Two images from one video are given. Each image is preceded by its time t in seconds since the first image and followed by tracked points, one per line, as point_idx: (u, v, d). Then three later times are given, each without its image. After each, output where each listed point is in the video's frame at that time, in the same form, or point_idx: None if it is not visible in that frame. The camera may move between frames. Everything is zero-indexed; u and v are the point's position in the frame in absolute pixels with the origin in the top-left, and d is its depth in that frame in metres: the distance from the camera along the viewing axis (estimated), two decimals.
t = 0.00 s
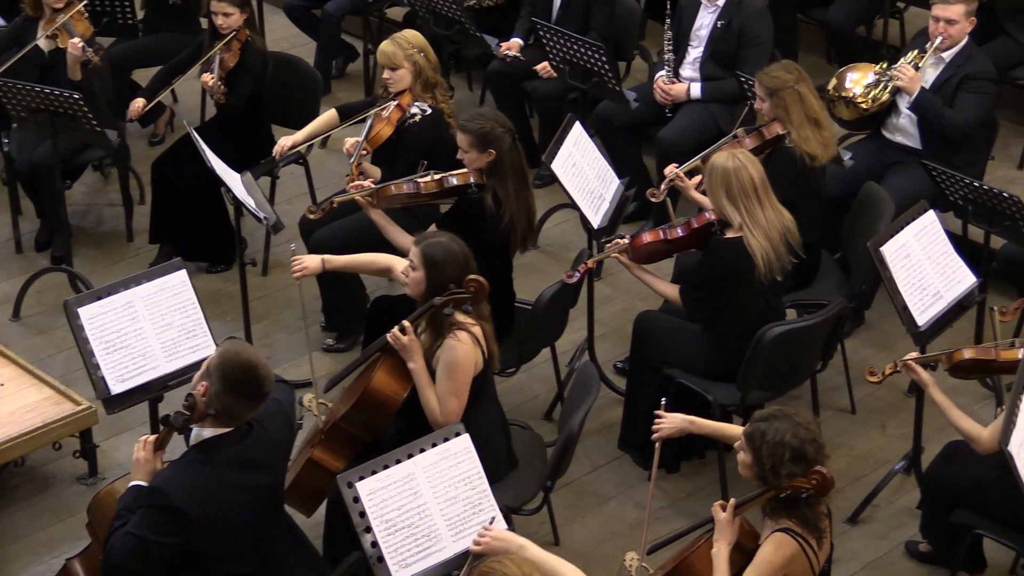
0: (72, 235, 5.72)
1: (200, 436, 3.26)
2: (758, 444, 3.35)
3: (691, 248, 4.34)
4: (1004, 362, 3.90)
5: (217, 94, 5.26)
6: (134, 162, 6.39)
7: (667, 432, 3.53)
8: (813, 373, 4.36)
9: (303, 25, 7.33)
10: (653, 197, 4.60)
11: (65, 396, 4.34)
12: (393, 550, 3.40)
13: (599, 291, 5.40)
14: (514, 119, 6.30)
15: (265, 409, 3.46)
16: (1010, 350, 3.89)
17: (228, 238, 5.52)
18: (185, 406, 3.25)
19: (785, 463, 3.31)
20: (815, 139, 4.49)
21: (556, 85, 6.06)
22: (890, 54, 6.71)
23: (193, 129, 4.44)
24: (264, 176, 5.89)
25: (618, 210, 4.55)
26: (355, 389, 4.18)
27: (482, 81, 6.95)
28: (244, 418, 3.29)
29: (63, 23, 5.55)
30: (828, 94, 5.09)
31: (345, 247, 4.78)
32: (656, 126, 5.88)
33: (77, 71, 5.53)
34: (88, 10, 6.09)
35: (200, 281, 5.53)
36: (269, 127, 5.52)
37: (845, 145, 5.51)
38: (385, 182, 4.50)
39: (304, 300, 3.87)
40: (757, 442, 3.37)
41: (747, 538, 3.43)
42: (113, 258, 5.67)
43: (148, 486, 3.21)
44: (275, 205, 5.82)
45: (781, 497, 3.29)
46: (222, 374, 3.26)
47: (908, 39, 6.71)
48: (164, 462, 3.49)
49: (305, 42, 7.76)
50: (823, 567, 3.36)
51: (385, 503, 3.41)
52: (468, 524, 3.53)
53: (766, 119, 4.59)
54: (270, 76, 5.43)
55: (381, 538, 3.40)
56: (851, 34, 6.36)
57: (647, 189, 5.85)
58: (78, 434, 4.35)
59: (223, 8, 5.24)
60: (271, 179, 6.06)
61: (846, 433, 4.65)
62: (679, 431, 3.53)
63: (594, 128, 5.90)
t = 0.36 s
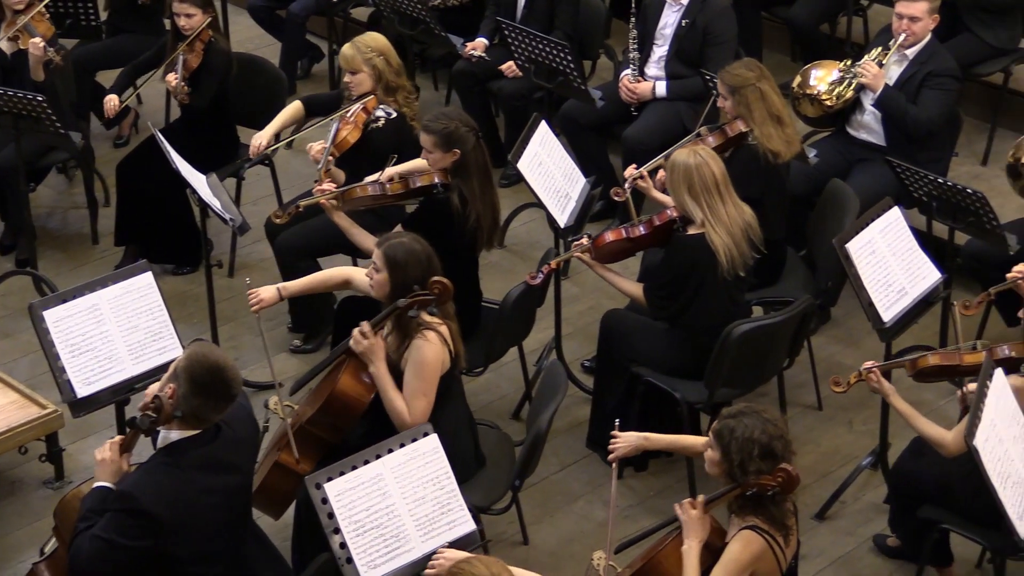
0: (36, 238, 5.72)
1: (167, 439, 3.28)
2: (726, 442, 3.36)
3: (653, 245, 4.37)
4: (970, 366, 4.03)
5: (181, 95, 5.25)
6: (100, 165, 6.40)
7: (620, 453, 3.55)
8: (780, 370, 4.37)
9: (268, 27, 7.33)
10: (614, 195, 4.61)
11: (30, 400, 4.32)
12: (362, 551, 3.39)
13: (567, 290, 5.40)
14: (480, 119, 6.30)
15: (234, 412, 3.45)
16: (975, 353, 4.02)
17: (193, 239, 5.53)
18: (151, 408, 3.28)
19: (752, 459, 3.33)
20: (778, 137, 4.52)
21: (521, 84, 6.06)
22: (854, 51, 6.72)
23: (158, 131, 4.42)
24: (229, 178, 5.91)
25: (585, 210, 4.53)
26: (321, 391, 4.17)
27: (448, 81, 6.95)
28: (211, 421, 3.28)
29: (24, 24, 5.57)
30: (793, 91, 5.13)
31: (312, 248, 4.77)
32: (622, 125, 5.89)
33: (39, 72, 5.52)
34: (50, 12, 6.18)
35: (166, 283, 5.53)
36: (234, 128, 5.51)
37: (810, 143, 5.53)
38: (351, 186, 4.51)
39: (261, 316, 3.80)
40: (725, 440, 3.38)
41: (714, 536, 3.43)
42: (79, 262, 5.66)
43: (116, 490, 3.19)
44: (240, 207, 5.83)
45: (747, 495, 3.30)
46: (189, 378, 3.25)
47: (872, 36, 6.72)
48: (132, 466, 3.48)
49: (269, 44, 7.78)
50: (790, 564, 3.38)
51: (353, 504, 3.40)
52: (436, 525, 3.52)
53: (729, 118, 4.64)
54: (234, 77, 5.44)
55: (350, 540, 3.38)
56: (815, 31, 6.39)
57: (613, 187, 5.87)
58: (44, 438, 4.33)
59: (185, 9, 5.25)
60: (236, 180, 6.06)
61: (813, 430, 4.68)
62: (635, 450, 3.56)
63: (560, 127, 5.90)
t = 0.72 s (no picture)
0: None
1: (126, 445, 3.26)
2: (688, 442, 3.37)
3: (609, 246, 4.40)
4: (927, 373, 4.09)
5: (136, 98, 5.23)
6: (58, 170, 6.41)
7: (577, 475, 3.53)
8: (740, 370, 4.38)
9: (226, 30, 7.33)
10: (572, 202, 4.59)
11: None
12: (325, 555, 3.37)
13: (528, 292, 5.40)
14: (439, 121, 6.32)
15: (193, 416, 3.43)
16: (932, 360, 4.08)
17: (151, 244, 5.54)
18: (111, 414, 3.26)
19: (713, 458, 3.34)
20: (733, 137, 4.60)
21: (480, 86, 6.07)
22: (811, 50, 6.74)
23: (116, 135, 4.40)
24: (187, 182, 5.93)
25: (545, 212, 4.53)
26: (281, 396, 4.16)
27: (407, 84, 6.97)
28: (172, 426, 3.28)
29: None
30: (752, 91, 5.17)
31: (271, 253, 4.77)
32: (581, 126, 5.91)
33: None
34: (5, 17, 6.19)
35: (125, 289, 5.53)
36: (192, 132, 5.50)
37: (769, 143, 5.55)
38: (306, 193, 4.49)
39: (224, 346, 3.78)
40: (685, 439, 3.39)
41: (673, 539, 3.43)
42: (38, 268, 5.64)
43: (76, 495, 3.17)
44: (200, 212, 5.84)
45: (708, 497, 3.30)
46: (150, 383, 3.24)
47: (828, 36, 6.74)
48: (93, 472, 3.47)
49: (226, 48, 7.79)
50: (751, 564, 3.38)
51: (315, 508, 3.37)
52: (399, 527, 3.51)
53: (683, 120, 4.73)
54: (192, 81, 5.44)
55: (312, 544, 3.36)
56: (772, 31, 6.42)
57: (571, 188, 5.89)
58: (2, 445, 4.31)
59: (139, 13, 5.22)
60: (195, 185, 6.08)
61: (773, 430, 4.70)
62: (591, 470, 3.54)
63: (520, 129, 5.90)
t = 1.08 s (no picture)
0: None
1: (86, 451, 3.22)
2: (645, 443, 3.36)
3: (568, 245, 4.41)
4: (885, 373, 4.08)
5: (89, 102, 5.26)
6: (14, 175, 6.39)
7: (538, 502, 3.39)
8: (700, 369, 4.39)
9: (183, 33, 7.32)
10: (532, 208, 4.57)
11: None
12: (287, 559, 3.35)
13: (488, 293, 5.41)
14: (397, 124, 6.36)
15: (152, 421, 3.42)
16: (890, 361, 4.08)
17: (109, 249, 5.54)
18: (70, 421, 3.20)
19: (672, 458, 3.33)
20: (691, 138, 4.63)
21: (439, 87, 6.09)
22: (769, 49, 6.76)
23: (73, 140, 4.38)
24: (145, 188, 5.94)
25: (504, 213, 4.55)
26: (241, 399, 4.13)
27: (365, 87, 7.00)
28: (132, 430, 3.25)
29: None
30: (709, 91, 5.19)
31: (231, 257, 4.77)
32: (540, 126, 5.92)
33: None
34: None
35: (83, 294, 5.52)
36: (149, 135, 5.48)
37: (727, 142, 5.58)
38: (258, 199, 4.45)
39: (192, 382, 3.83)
40: (643, 442, 3.38)
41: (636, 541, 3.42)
42: None
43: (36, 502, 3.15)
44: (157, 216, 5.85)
45: (668, 499, 3.29)
46: (109, 389, 3.20)
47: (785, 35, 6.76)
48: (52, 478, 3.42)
49: (183, 52, 7.81)
50: (712, 564, 3.39)
51: (277, 512, 3.35)
52: (361, 531, 3.49)
53: (639, 121, 4.77)
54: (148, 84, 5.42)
55: (274, 548, 3.34)
56: (730, 31, 6.44)
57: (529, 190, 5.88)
58: None
59: (93, 17, 5.26)
60: (152, 190, 6.10)
61: (734, 428, 4.72)
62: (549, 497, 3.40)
63: (479, 130, 5.90)
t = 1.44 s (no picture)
0: None
1: (45, 459, 3.19)
2: (601, 447, 3.35)
3: (533, 247, 4.38)
4: (845, 373, 4.09)
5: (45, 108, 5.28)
6: None
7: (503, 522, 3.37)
8: (662, 368, 4.40)
9: (141, 38, 7.31)
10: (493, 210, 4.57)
11: None
12: (249, 565, 3.31)
13: (449, 295, 5.41)
14: (356, 127, 6.37)
15: (112, 428, 3.40)
16: (850, 360, 4.08)
17: (66, 254, 5.53)
18: (29, 429, 3.19)
19: (631, 460, 3.31)
20: (652, 138, 4.64)
21: (398, 90, 6.13)
22: (726, 50, 6.78)
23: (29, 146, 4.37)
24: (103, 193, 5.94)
25: (464, 216, 4.56)
26: (202, 404, 4.07)
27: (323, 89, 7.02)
28: (91, 437, 3.22)
29: None
30: (668, 91, 5.23)
31: (191, 261, 4.77)
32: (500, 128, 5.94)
33: None
34: None
35: (40, 300, 5.50)
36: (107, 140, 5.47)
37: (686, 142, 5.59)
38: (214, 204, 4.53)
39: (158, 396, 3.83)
40: (601, 444, 3.36)
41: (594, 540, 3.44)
42: None
43: None
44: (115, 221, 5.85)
45: (630, 502, 3.26)
46: (67, 396, 3.19)
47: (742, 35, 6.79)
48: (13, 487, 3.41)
49: (140, 56, 7.80)
50: (674, 566, 3.37)
51: (239, 517, 3.31)
52: (323, 534, 3.46)
53: (600, 122, 4.78)
54: (104, 89, 5.47)
55: (236, 553, 3.31)
56: (687, 32, 6.47)
57: (490, 192, 5.90)
58: None
59: (49, 22, 5.27)
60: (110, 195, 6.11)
61: (694, 428, 4.74)
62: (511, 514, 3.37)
63: (438, 132, 5.90)
